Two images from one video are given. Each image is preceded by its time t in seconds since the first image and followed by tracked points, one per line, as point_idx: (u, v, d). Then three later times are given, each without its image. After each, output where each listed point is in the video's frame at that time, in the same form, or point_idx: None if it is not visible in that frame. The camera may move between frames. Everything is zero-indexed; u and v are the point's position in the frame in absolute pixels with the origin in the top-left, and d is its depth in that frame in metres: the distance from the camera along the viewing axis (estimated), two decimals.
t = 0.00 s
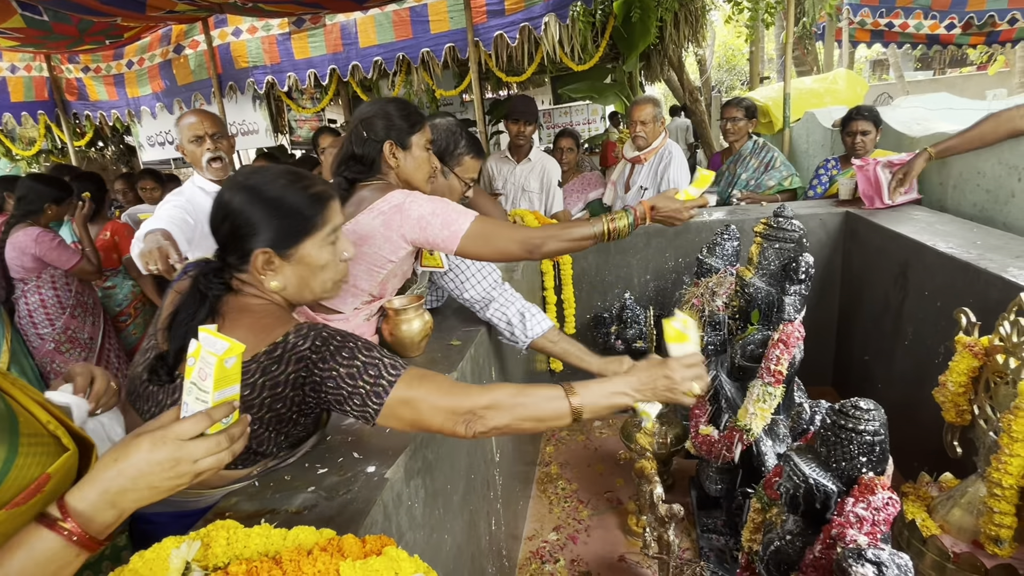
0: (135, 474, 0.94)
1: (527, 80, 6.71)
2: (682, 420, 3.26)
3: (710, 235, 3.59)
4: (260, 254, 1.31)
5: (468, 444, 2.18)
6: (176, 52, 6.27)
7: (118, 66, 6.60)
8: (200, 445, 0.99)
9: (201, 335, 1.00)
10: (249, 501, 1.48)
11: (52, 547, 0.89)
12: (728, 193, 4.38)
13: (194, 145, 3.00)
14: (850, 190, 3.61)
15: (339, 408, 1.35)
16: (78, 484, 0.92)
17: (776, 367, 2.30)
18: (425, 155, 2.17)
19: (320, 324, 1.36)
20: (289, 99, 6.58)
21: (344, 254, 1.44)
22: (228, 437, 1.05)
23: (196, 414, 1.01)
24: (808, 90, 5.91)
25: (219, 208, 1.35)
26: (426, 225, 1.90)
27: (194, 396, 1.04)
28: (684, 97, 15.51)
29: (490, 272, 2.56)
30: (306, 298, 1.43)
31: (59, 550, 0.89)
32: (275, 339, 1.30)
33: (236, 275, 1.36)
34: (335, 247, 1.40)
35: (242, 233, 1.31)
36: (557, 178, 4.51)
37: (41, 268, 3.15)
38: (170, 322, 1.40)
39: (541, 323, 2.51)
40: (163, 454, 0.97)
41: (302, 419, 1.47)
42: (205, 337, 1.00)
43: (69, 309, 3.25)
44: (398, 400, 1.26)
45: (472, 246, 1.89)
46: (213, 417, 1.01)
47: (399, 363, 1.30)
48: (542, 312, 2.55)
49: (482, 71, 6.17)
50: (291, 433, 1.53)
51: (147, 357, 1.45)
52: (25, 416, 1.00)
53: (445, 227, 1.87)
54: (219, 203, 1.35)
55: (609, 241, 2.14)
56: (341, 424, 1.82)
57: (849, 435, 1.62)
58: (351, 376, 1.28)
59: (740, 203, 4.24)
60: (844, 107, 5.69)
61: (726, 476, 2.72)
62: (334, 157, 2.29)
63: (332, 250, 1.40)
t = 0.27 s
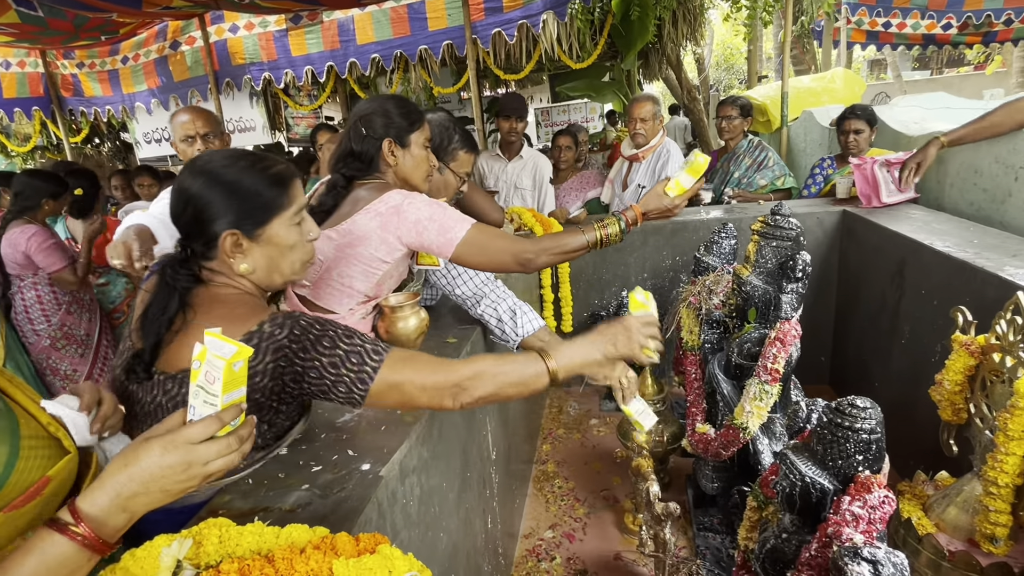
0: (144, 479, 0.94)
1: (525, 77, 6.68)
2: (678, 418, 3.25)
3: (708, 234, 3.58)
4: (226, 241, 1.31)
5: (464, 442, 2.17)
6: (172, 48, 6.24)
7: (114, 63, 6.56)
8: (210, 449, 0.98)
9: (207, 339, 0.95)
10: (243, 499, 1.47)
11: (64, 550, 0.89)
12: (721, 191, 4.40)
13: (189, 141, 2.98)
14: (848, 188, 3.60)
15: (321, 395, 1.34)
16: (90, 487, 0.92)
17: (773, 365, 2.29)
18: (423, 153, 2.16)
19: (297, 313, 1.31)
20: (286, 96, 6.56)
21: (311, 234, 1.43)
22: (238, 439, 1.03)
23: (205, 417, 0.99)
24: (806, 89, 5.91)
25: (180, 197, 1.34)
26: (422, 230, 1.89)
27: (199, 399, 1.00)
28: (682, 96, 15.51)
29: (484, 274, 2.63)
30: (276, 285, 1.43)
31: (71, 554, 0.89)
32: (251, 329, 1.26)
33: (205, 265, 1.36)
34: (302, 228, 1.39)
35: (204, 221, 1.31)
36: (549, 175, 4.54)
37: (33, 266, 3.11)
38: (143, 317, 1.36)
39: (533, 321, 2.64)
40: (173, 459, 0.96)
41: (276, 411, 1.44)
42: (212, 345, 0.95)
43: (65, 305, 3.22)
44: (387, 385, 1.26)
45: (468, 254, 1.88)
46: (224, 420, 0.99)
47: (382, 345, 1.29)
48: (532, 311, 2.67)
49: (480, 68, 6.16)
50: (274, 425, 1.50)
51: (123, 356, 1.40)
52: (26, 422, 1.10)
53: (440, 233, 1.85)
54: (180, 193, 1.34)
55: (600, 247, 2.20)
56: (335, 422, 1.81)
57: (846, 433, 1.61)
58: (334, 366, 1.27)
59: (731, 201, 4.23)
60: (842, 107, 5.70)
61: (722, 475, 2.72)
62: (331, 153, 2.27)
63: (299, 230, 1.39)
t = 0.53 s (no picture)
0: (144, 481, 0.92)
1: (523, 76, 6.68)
2: (675, 418, 3.24)
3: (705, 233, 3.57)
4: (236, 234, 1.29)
5: (460, 440, 2.17)
6: (169, 46, 6.21)
7: (111, 60, 6.54)
8: (209, 450, 0.96)
9: (205, 343, 0.95)
10: (237, 497, 1.46)
11: (64, 551, 0.87)
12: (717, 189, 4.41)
13: (184, 139, 2.96)
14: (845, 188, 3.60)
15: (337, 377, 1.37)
16: (91, 488, 0.91)
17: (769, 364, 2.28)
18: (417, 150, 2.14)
19: (312, 303, 1.33)
20: (283, 94, 6.54)
21: (317, 235, 1.45)
22: (236, 441, 1.02)
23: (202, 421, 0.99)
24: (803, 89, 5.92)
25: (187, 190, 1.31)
26: (412, 227, 1.88)
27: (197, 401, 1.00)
28: (681, 96, 15.51)
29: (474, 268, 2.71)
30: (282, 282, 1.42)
31: (71, 555, 0.88)
32: (268, 320, 1.27)
33: (212, 261, 1.33)
34: (309, 229, 1.40)
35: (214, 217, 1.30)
36: (540, 171, 4.56)
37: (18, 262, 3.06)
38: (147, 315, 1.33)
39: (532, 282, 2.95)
40: (173, 459, 0.95)
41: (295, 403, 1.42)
42: (209, 349, 0.96)
43: (63, 300, 3.19)
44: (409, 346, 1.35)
45: (459, 252, 1.87)
46: (223, 422, 0.99)
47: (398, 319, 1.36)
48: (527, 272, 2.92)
49: (478, 67, 6.15)
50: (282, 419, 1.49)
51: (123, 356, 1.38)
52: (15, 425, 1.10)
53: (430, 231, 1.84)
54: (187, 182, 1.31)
55: (592, 242, 2.19)
56: (331, 421, 1.80)
57: (842, 432, 1.60)
58: (359, 342, 1.31)
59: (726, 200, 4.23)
60: (839, 107, 5.71)
61: (719, 474, 2.71)
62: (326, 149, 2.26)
63: (306, 231, 1.40)
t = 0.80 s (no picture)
0: (140, 479, 0.90)
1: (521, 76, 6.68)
2: (672, 418, 3.24)
3: (702, 233, 3.57)
4: (241, 238, 1.21)
5: (455, 441, 2.16)
6: (166, 44, 6.18)
7: (107, 58, 6.50)
8: (206, 449, 0.93)
9: (203, 340, 0.92)
10: (231, 498, 1.45)
11: (58, 551, 0.86)
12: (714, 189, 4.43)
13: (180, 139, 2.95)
14: (841, 189, 3.61)
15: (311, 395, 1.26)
16: (85, 487, 0.89)
17: (765, 364, 2.28)
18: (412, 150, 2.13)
19: (291, 311, 1.20)
20: (280, 94, 6.52)
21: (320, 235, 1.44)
22: (234, 440, 0.99)
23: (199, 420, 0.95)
24: (801, 89, 5.94)
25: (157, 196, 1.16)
26: (404, 230, 1.87)
27: (197, 400, 0.95)
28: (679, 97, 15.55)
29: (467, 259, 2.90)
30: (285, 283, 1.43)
31: (65, 555, 0.86)
32: (241, 327, 1.14)
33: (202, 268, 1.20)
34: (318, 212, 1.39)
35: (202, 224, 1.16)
36: (533, 168, 4.57)
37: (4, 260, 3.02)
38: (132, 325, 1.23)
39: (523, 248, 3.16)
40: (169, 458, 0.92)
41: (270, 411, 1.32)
42: (207, 346, 0.92)
43: (54, 296, 3.18)
44: (381, 383, 1.21)
45: (450, 254, 1.89)
46: (220, 421, 0.95)
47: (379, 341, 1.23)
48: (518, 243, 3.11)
49: (476, 66, 6.15)
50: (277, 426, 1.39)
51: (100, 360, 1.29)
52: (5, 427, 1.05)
53: (422, 235, 1.85)
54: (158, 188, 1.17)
55: (586, 245, 2.19)
56: (325, 421, 1.79)
57: (837, 432, 1.59)
58: (332, 366, 1.18)
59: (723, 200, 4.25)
60: (836, 107, 5.72)
61: (715, 474, 2.71)
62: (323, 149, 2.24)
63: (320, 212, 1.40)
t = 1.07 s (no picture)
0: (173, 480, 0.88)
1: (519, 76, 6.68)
2: (670, 418, 3.23)
3: (701, 233, 3.57)
4: (200, 225, 1.16)
5: (453, 442, 2.15)
6: (163, 44, 6.17)
7: (104, 58, 6.49)
8: (240, 452, 0.91)
9: (241, 340, 0.90)
10: (227, 500, 1.44)
11: (90, 550, 0.83)
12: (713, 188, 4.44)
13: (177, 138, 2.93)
14: (839, 189, 3.62)
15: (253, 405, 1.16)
16: (120, 484, 0.87)
17: (763, 364, 2.28)
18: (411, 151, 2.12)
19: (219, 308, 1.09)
20: (278, 94, 6.51)
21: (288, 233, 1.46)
22: (268, 444, 0.96)
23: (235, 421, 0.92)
24: (799, 90, 5.95)
25: (91, 195, 1.05)
26: (402, 228, 1.84)
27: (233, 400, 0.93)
28: (677, 97, 15.58)
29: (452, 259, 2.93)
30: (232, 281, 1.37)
31: (96, 554, 0.84)
32: (176, 325, 1.04)
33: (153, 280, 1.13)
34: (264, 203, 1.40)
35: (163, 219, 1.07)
36: (532, 168, 4.57)
37: None
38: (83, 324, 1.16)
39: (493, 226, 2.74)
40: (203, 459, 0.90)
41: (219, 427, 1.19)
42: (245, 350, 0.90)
43: (49, 296, 3.17)
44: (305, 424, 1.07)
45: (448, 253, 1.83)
46: (254, 424, 0.92)
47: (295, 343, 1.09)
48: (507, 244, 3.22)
49: (475, 66, 6.15)
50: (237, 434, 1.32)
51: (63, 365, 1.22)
52: (11, 425, 0.98)
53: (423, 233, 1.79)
54: (89, 188, 1.06)
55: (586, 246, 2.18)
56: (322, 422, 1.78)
57: (834, 432, 1.59)
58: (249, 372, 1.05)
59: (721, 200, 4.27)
60: (834, 108, 5.74)
61: (713, 474, 2.71)
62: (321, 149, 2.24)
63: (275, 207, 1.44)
